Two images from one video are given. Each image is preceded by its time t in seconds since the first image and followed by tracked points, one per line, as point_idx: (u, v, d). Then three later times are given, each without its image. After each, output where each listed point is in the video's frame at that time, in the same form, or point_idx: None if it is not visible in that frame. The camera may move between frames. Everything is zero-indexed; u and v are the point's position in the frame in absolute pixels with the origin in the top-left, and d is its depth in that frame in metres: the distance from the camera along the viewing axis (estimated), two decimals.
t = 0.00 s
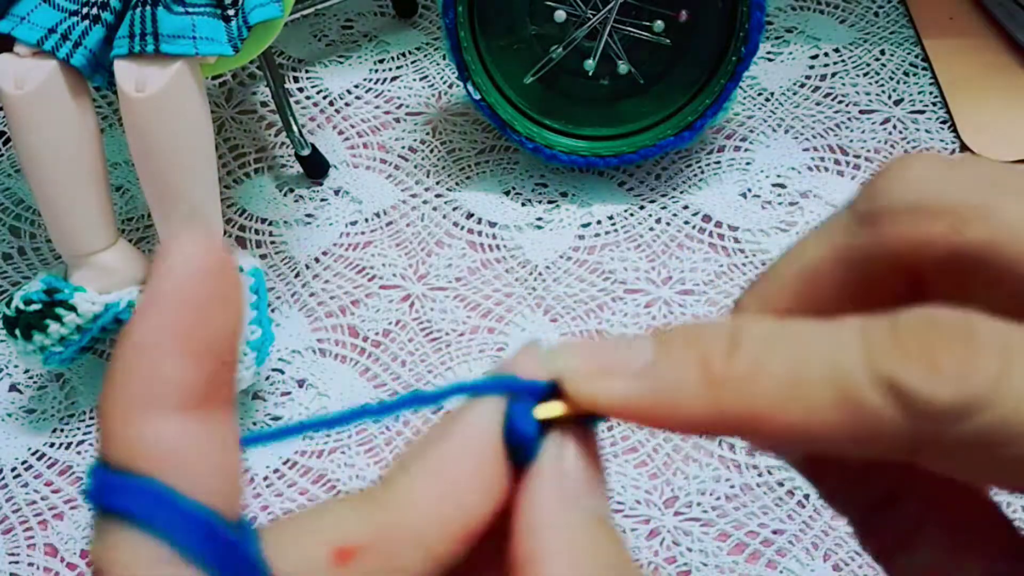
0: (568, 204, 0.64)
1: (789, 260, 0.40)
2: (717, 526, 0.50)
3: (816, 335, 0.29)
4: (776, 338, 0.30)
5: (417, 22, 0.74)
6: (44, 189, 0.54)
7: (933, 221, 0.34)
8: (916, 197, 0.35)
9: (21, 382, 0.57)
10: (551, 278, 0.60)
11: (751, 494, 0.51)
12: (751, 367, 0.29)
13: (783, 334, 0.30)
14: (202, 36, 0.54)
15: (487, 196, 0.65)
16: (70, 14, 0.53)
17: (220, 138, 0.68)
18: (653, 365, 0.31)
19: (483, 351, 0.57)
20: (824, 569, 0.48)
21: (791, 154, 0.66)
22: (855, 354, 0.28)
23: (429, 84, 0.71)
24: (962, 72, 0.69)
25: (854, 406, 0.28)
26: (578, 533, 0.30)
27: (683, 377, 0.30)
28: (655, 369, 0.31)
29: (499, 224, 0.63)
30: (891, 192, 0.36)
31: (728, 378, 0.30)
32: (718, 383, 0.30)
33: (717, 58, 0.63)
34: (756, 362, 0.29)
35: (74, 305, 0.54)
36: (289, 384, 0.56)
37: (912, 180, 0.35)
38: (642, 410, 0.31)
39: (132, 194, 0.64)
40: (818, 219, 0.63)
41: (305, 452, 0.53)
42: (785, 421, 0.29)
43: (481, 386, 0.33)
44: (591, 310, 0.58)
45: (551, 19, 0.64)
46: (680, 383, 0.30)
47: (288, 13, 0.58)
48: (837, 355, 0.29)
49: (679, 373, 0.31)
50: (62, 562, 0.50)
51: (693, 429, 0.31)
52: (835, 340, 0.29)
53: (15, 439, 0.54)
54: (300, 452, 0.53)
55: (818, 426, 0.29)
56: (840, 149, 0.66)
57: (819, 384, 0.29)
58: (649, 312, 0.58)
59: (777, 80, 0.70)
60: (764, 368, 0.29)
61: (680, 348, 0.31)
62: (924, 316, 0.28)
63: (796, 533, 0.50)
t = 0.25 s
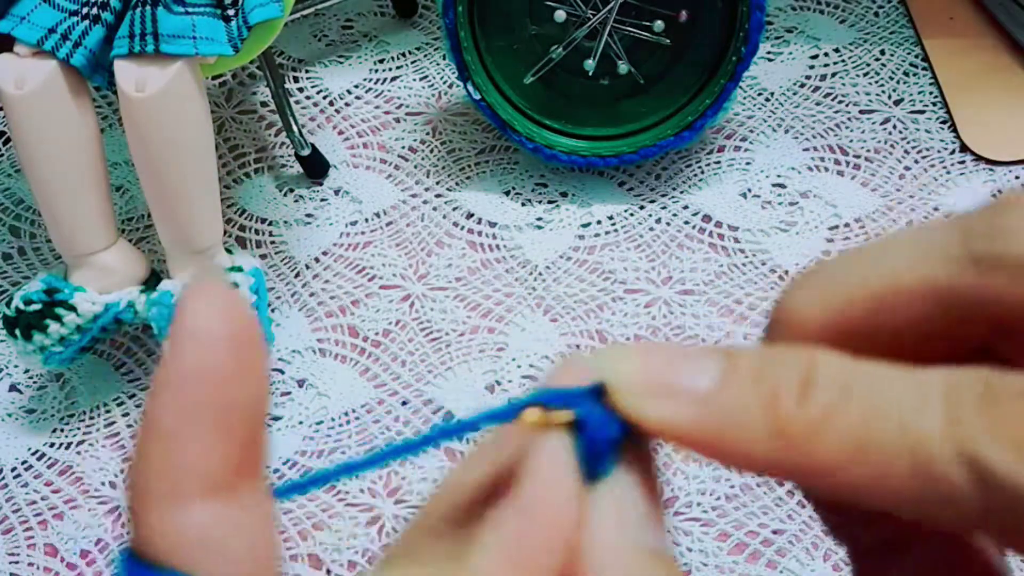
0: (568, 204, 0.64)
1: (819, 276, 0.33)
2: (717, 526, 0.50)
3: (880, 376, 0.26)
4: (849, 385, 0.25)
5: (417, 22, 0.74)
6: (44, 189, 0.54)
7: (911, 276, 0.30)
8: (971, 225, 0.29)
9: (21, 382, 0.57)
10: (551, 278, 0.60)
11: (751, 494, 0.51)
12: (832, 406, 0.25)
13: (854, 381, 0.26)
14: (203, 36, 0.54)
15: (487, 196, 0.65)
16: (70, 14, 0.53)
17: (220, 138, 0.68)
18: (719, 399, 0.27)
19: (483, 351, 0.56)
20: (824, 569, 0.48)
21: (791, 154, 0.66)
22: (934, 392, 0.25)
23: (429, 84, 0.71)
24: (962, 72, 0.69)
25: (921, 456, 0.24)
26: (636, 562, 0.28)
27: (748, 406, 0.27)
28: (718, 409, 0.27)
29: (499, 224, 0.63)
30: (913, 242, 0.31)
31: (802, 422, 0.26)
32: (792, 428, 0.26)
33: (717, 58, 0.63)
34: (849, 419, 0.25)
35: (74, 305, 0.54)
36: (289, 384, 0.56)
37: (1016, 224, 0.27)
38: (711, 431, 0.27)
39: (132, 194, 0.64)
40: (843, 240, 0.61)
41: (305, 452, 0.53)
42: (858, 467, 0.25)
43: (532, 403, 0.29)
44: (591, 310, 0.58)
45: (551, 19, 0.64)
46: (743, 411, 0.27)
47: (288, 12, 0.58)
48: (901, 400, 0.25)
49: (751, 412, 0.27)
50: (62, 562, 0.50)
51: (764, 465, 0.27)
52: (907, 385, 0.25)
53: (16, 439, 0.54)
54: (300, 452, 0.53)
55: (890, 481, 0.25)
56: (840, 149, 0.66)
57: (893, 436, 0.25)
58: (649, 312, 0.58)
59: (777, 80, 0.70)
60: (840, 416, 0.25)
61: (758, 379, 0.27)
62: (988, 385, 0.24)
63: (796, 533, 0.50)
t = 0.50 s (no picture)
0: (568, 204, 0.64)
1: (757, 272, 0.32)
2: (717, 526, 0.50)
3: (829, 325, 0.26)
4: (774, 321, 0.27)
5: (417, 22, 0.74)
6: (44, 190, 0.54)
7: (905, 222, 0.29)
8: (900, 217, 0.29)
9: (21, 382, 0.57)
10: (551, 278, 0.60)
11: (751, 494, 0.51)
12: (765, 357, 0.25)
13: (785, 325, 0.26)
14: (203, 36, 0.54)
15: (487, 196, 0.65)
16: (70, 14, 0.53)
17: (220, 138, 0.68)
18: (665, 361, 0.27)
19: (483, 351, 0.56)
20: (824, 569, 0.48)
21: (791, 154, 0.66)
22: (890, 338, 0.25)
23: (429, 84, 0.71)
24: (961, 72, 0.69)
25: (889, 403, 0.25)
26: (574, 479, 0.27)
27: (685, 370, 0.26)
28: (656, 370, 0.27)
29: (499, 224, 0.63)
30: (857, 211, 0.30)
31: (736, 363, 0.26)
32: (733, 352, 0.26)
33: (718, 58, 0.63)
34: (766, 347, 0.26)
35: (74, 305, 0.54)
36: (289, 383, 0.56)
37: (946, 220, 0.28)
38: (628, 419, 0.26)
39: (132, 194, 0.64)
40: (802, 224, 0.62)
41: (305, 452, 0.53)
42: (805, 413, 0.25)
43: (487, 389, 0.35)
44: (591, 310, 0.58)
45: (551, 19, 0.64)
46: (692, 384, 0.26)
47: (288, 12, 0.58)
48: (843, 343, 0.25)
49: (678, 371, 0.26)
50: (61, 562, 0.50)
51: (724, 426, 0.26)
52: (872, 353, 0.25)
53: (16, 439, 0.54)
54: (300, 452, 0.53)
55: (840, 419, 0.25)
56: (840, 149, 0.66)
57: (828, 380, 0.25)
58: (649, 312, 0.58)
59: (777, 81, 0.70)
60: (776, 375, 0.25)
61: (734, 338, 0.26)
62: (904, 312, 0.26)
63: (796, 533, 0.50)
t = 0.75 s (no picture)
0: (568, 204, 0.64)
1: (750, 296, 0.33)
2: (717, 526, 0.50)
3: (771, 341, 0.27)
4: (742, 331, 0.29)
5: (417, 22, 0.74)
6: (44, 190, 0.54)
7: (887, 216, 0.29)
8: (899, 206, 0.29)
9: (21, 382, 0.57)
10: (551, 278, 0.60)
11: (751, 494, 0.51)
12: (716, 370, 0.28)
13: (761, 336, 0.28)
14: (202, 36, 0.54)
15: (487, 196, 0.65)
16: (70, 14, 0.53)
17: (220, 138, 0.68)
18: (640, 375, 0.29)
19: (482, 351, 0.57)
20: (825, 569, 0.48)
21: (791, 154, 0.66)
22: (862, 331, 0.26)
23: (429, 84, 0.71)
24: (961, 71, 0.69)
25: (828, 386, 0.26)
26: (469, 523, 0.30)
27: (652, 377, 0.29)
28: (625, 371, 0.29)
29: (499, 224, 0.63)
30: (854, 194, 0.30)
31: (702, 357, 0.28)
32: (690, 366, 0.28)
33: (718, 58, 0.63)
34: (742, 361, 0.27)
35: (74, 305, 0.54)
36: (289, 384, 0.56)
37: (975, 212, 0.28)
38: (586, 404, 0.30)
39: (132, 194, 0.64)
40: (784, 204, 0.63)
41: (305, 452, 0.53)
42: (738, 419, 0.28)
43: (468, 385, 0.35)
44: (591, 310, 0.58)
45: (551, 19, 0.64)
46: (648, 384, 0.29)
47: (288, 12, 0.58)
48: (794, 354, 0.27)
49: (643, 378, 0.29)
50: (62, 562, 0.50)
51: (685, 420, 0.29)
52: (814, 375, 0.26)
53: (16, 439, 0.54)
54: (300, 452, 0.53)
55: (788, 415, 0.27)
56: (840, 149, 0.66)
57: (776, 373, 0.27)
58: (649, 312, 0.58)
59: (777, 80, 0.70)
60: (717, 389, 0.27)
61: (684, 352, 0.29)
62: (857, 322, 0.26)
63: (796, 533, 0.50)
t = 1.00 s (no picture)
0: (568, 204, 0.64)
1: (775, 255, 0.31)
2: (717, 526, 0.50)
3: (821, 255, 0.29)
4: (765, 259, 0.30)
5: (417, 22, 0.74)
6: (44, 190, 0.54)
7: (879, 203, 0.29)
8: (881, 215, 0.29)
9: (20, 382, 0.57)
10: (551, 278, 0.60)
11: (751, 494, 0.51)
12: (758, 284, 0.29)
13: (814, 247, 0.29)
14: (202, 36, 0.54)
15: (487, 196, 0.65)
16: (70, 14, 0.53)
17: (220, 138, 0.68)
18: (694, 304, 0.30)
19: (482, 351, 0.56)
20: (825, 569, 0.48)
21: (791, 154, 0.66)
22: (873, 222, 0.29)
23: (429, 84, 0.71)
24: (961, 71, 0.69)
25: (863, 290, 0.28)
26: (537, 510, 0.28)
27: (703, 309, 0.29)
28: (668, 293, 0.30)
29: (499, 224, 0.63)
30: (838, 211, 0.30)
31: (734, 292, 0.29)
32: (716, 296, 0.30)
33: (717, 58, 0.63)
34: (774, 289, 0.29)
35: (74, 305, 0.54)
36: (289, 384, 0.56)
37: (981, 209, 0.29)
38: (640, 328, 0.29)
39: (132, 194, 0.64)
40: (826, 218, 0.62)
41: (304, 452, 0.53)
42: (787, 333, 0.29)
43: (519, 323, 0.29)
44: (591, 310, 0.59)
45: (551, 19, 0.64)
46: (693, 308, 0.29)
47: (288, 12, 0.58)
48: (828, 267, 0.28)
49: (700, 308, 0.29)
50: (62, 562, 0.50)
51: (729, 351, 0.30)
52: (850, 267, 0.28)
53: (16, 439, 0.54)
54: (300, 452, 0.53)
55: (822, 324, 0.28)
56: (840, 149, 0.66)
57: (807, 294, 0.28)
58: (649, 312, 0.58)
59: (777, 80, 0.70)
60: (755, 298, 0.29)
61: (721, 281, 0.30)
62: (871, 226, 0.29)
63: (796, 533, 0.50)
